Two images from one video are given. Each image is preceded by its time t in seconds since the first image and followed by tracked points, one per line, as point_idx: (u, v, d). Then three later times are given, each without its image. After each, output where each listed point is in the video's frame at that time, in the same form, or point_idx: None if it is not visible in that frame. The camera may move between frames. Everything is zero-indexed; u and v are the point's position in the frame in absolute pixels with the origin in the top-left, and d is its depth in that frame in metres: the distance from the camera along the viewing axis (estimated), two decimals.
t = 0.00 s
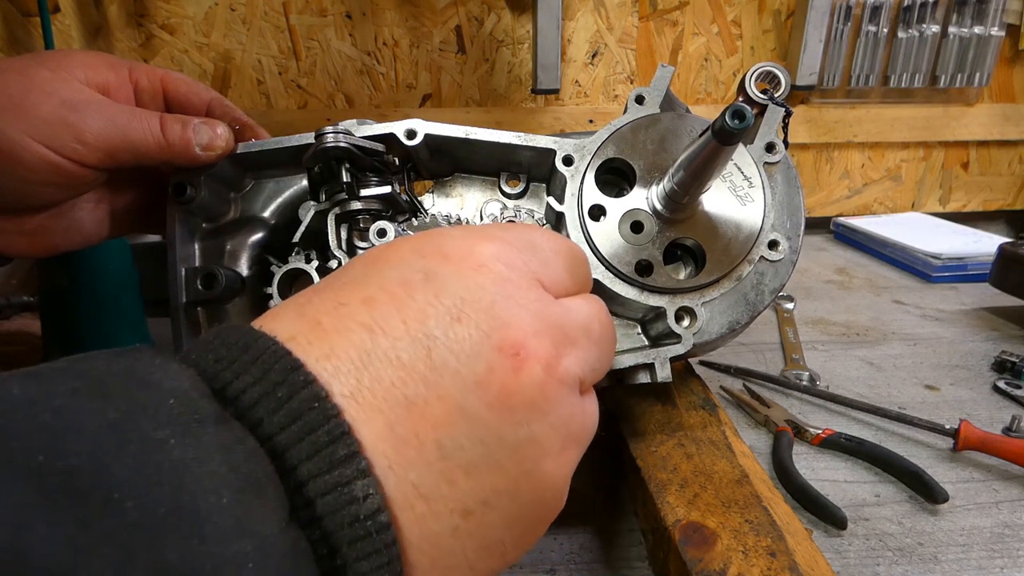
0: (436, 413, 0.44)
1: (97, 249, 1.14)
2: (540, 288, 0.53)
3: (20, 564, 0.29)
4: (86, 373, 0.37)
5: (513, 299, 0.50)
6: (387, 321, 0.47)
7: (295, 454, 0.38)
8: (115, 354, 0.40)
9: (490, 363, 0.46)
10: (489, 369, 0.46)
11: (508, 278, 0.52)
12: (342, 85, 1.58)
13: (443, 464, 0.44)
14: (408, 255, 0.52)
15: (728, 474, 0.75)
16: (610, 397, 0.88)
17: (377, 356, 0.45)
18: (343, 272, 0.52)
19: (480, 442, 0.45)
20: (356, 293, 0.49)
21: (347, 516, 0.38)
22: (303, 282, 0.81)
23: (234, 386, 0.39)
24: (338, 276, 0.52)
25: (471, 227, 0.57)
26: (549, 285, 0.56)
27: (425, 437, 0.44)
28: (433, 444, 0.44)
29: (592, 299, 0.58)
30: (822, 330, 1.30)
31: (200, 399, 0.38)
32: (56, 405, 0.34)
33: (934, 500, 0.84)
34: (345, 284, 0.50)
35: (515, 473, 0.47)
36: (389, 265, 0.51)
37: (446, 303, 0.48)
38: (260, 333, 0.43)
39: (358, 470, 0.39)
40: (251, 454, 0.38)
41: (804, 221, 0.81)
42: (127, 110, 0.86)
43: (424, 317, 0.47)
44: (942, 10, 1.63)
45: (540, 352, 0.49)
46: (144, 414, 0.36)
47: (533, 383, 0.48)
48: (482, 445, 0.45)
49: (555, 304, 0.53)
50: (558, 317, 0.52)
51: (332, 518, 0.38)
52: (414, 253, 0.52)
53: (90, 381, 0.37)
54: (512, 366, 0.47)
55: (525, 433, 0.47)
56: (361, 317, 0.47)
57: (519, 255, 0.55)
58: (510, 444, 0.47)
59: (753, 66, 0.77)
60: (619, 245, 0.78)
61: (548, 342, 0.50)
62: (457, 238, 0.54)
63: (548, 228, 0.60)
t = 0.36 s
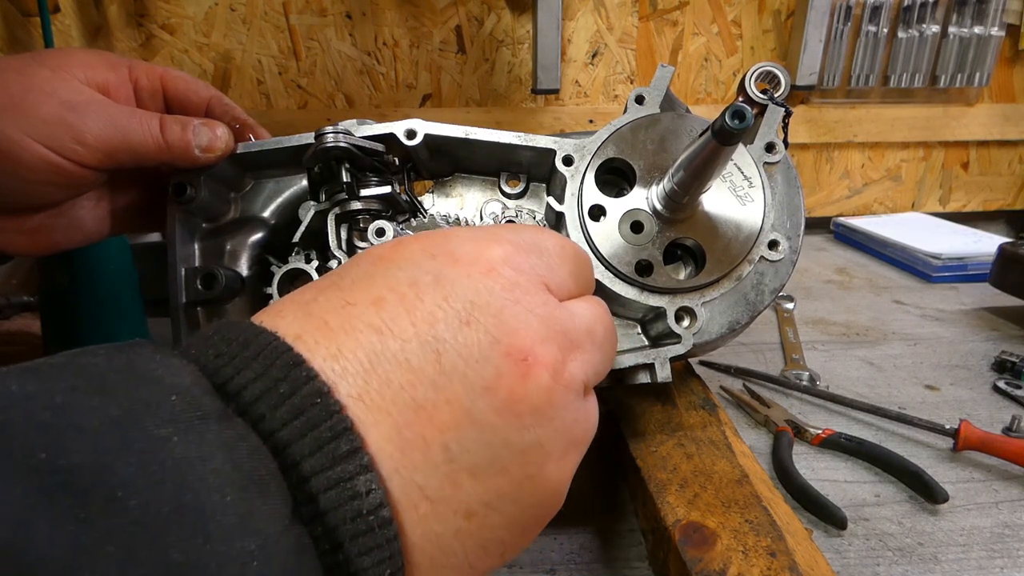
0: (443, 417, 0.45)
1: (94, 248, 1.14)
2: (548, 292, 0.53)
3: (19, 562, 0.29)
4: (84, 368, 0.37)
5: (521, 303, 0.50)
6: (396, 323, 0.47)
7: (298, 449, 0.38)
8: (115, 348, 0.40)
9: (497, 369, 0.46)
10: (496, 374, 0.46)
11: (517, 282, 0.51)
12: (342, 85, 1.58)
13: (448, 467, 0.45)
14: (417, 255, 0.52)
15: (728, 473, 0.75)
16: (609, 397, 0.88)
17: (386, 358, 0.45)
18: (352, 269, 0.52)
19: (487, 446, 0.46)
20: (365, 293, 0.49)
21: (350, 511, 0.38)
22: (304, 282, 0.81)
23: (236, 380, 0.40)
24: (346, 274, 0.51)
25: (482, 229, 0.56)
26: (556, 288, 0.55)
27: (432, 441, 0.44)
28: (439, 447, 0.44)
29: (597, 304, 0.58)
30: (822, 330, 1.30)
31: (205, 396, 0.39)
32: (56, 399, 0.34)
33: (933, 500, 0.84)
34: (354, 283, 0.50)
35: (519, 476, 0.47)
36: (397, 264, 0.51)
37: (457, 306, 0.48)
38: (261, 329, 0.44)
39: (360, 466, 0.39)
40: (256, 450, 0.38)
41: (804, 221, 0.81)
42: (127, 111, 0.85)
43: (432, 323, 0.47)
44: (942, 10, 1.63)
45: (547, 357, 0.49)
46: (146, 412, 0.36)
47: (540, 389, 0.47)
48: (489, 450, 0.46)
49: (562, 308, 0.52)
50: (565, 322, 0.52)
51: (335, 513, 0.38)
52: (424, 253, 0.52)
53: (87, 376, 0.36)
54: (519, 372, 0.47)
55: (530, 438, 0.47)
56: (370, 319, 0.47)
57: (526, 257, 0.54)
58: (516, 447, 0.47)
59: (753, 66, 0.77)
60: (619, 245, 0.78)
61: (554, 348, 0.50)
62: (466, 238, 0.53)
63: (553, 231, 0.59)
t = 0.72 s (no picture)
0: (451, 428, 0.45)
1: (93, 249, 1.14)
2: (559, 307, 0.53)
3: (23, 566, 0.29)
4: (89, 372, 0.37)
5: (532, 318, 0.50)
6: (408, 332, 0.47)
7: (302, 454, 0.38)
8: (118, 350, 0.41)
9: (507, 384, 0.47)
10: (506, 389, 0.47)
11: (528, 297, 0.52)
12: (342, 85, 1.58)
13: (453, 478, 0.45)
14: (430, 263, 0.52)
15: (728, 473, 0.75)
16: (610, 396, 0.88)
17: (396, 366, 0.45)
18: (363, 273, 0.52)
19: (493, 459, 0.46)
20: (376, 299, 0.49)
21: (353, 516, 0.38)
22: (303, 282, 0.81)
23: (242, 384, 0.40)
24: (357, 278, 0.51)
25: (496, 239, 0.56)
26: (567, 303, 0.56)
27: (439, 451, 0.44)
28: (446, 459, 0.44)
29: (606, 319, 0.59)
30: (822, 330, 1.30)
31: (209, 400, 0.39)
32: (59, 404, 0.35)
33: (934, 500, 0.84)
34: (363, 288, 0.50)
35: (522, 489, 0.48)
36: (410, 272, 0.51)
37: (469, 318, 0.48)
38: (269, 331, 0.43)
39: (364, 471, 0.39)
40: (259, 455, 0.38)
41: (804, 221, 0.81)
42: (127, 111, 0.85)
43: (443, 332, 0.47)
44: (942, 10, 1.63)
45: (556, 374, 0.50)
46: (149, 416, 0.36)
47: (548, 405, 0.48)
48: (495, 464, 0.46)
49: (571, 324, 0.53)
50: (574, 337, 0.53)
51: (338, 518, 0.38)
52: (437, 262, 0.52)
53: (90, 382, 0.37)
54: (528, 388, 0.48)
55: (536, 453, 0.48)
56: (381, 326, 0.47)
57: (539, 270, 0.55)
58: (521, 462, 0.47)
59: (754, 66, 0.77)
60: (619, 245, 0.78)
61: (562, 364, 0.51)
62: (480, 250, 0.54)
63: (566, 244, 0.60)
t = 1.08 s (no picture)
0: (446, 411, 0.45)
1: (93, 248, 1.14)
2: (553, 293, 0.54)
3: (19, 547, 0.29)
4: (84, 357, 0.38)
5: (527, 301, 0.50)
6: (404, 315, 0.47)
7: (297, 438, 0.38)
8: (113, 338, 0.41)
9: (502, 366, 0.47)
10: (500, 371, 0.47)
11: (523, 281, 0.52)
12: (342, 85, 1.58)
13: (448, 461, 0.44)
14: (426, 249, 0.52)
15: (729, 474, 0.75)
16: (610, 396, 0.88)
17: (389, 350, 0.45)
18: (360, 260, 0.52)
19: (488, 441, 0.46)
20: (373, 284, 0.49)
21: (348, 500, 0.38)
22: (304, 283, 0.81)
23: (236, 369, 0.40)
24: (354, 265, 0.52)
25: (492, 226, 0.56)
26: (561, 290, 0.56)
27: (434, 434, 0.44)
28: (440, 441, 0.44)
29: (600, 306, 0.59)
30: (822, 330, 1.30)
31: (203, 383, 0.39)
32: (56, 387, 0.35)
33: (933, 500, 0.84)
34: (359, 275, 0.50)
35: (519, 473, 0.48)
36: (408, 257, 0.51)
37: (463, 301, 0.48)
38: (263, 319, 0.43)
39: (358, 455, 0.39)
40: (254, 437, 0.38)
41: (804, 220, 0.81)
42: (129, 112, 0.85)
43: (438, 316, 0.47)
44: (942, 10, 1.63)
45: (551, 356, 0.49)
46: (144, 398, 0.36)
47: (543, 387, 0.48)
48: (490, 446, 0.46)
49: (566, 309, 0.53)
50: (568, 322, 0.52)
51: (332, 502, 0.38)
52: (433, 248, 0.52)
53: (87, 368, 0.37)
54: (523, 370, 0.47)
55: (531, 435, 0.48)
56: (376, 310, 0.47)
57: (534, 256, 0.55)
58: (516, 444, 0.47)
59: (753, 66, 0.77)
60: (619, 244, 0.78)
61: (558, 347, 0.50)
62: (476, 235, 0.54)
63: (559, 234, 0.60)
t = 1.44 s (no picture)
0: (466, 369, 0.45)
1: (89, 247, 1.13)
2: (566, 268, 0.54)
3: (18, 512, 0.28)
4: (89, 325, 0.37)
5: (542, 266, 0.51)
6: (422, 281, 0.48)
7: (312, 411, 0.38)
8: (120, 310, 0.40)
9: (521, 326, 0.47)
10: (520, 331, 0.47)
11: (537, 250, 0.52)
12: (342, 85, 1.58)
13: (470, 422, 0.45)
14: (440, 223, 0.53)
15: (729, 474, 0.75)
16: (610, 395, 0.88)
17: (409, 314, 0.46)
18: (373, 242, 0.53)
19: (509, 401, 0.46)
20: (388, 257, 0.50)
21: (366, 472, 0.38)
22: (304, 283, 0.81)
23: (249, 344, 0.40)
24: (368, 244, 0.53)
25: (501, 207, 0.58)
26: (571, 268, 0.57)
27: (455, 394, 0.45)
28: (462, 401, 0.45)
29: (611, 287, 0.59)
30: (822, 330, 1.30)
31: (211, 351, 0.39)
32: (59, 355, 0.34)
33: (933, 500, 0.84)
34: (376, 250, 0.51)
35: (539, 438, 0.47)
36: (421, 233, 0.52)
37: (481, 265, 0.49)
38: (273, 298, 0.43)
39: (375, 427, 0.39)
40: (264, 407, 0.37)
41: (804, 220, 0.81)
42: (189, 80, 0.78)
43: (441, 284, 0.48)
44: (942, 10, 1.63)
45: (569, 319, 0.49)
46: (148, 364, 0.36)
47: (562, 347, 0.48)
48: (511, 406, 0.46)
49: (579, 284, 0.54)
50: (582, 293, 0.53)
51: (349, 475, 0.38)
52: (447, 222, 0.53)
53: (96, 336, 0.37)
54: (542, 330, 0.48)
55: (551, 398, 0.47)
56: (395, 279, 0.48)
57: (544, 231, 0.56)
58: (536, 405, 0.47)
59: (753, 66, 0.77)
60: (619, 244, 0.78)
61: (575, 314, 0.50)
62: (489, 211, 0.55)
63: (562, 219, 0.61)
